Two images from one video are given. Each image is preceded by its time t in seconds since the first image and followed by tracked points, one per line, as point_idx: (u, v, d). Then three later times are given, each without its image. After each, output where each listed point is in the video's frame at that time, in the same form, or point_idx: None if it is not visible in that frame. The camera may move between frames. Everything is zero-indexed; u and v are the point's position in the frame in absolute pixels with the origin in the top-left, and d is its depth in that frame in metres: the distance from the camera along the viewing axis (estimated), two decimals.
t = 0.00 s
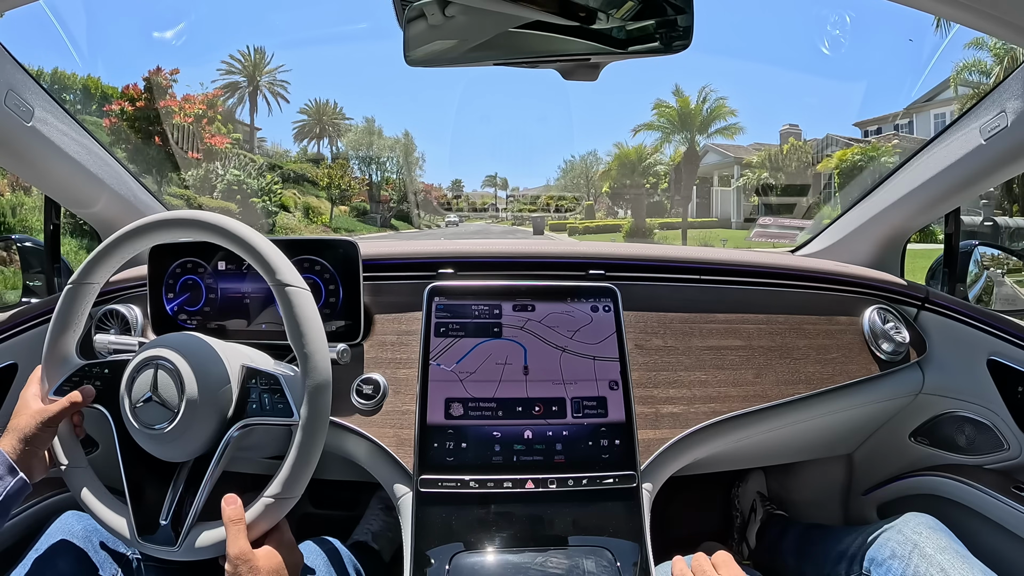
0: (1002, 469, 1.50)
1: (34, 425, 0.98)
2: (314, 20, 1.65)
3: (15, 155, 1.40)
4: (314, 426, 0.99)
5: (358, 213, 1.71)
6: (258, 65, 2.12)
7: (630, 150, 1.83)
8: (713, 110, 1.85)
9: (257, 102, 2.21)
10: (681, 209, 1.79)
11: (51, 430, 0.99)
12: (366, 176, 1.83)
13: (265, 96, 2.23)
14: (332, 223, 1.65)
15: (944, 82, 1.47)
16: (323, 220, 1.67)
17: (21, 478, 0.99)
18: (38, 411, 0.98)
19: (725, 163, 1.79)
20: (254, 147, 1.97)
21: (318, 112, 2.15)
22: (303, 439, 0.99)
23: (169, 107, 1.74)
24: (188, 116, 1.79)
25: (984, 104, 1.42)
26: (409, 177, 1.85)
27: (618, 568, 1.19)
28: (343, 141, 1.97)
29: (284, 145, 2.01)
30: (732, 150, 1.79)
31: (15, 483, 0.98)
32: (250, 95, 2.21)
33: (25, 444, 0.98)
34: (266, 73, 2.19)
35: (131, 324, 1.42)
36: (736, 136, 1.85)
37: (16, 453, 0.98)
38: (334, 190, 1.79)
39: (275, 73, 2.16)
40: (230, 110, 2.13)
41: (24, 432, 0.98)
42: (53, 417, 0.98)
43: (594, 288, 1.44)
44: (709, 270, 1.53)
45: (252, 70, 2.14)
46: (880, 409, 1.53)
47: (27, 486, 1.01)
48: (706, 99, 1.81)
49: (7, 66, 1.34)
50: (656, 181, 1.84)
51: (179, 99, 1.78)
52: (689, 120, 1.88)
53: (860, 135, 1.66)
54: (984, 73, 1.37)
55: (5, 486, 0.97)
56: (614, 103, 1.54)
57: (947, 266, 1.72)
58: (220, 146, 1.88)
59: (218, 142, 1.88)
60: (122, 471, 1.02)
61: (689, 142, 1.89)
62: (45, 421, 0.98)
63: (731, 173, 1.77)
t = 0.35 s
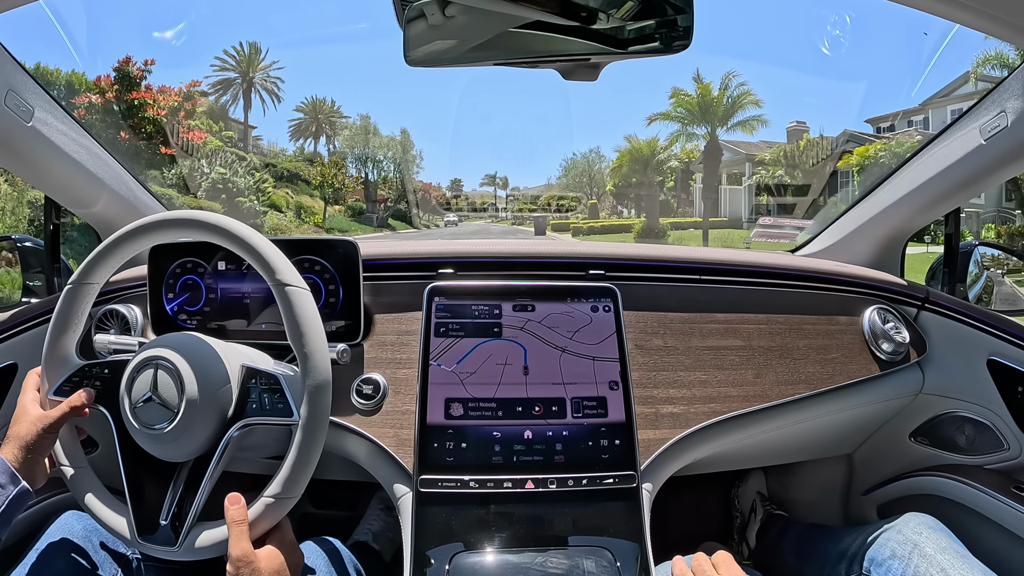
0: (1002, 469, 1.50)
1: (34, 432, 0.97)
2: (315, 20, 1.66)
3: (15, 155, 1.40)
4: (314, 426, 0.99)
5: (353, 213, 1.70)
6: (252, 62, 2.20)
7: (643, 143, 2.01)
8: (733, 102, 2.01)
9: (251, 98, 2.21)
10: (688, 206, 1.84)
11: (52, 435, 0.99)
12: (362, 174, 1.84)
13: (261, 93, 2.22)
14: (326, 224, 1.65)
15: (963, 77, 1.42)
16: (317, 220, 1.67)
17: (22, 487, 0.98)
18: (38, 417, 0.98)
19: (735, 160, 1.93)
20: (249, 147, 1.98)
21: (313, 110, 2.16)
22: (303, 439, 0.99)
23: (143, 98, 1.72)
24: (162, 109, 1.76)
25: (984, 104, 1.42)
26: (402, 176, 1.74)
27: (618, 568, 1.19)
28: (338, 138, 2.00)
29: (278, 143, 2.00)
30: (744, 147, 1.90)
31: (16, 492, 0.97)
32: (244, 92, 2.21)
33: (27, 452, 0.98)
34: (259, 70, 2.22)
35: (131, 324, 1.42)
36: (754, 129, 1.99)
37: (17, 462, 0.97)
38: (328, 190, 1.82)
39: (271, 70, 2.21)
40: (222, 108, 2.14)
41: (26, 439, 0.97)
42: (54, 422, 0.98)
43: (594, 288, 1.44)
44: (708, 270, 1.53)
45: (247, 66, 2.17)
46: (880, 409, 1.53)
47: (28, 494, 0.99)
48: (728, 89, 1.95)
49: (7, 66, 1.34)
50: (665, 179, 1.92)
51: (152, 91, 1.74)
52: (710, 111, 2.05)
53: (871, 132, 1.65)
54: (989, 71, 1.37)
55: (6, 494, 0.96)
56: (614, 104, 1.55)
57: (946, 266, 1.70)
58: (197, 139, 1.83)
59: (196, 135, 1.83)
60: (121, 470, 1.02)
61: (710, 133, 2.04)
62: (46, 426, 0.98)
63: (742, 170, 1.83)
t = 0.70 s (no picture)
0: (1002, 469, 1.50)
1: (22, 439, 0.97)
2: (315, 20, 1.66)
3: (15, 154, 1.40)
4: (315, 425, 0.99)
5: (349, 213, 1.70)
6: (247, 56, 2.11)
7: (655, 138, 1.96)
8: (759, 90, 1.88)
9: (245, 96, 2.07)
10: (697, 205, 1.81)
11: (39, 440, 0.98)
12: (357, 172, 1.82)
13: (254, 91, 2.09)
14: (319, 224, 1.63)
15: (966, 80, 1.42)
16: (310, 220, 1.63)
17: (16, 495, 0.98)
18: (23, 425, 0.97)
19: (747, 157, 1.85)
20: (241, 143, 1.89)
21: (312, 108, 2.06)
22: (303, 439, 0.99)
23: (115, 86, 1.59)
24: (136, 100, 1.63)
25: (984, 104, 1.42)
26: (400, 176, 1.75)
27: (618, 568, 1.19)
28: (333, 134, 1.91)
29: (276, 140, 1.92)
30: (756, 143, 1.82)
31: (10, 500, 0.97)
32: (238, 87, 2.09)
33: (17, 460, 0.97)
34: (254, 65, 2.13)
35: (131, 324, 1.42)
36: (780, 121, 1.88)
37: (9, 471, 0.97)
38: (320, 189, 1.82)
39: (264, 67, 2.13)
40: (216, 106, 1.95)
41: (13, 447, 0.97)
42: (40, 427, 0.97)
43: (594, 288, 1.43)
44: (708, 271, 1.53)
45: (241, 61, 2.08)
46: (880, 409, 1.53)
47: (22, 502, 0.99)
48: (755, 73, 1.83)
49: (7, 66, 1.34)
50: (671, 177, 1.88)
51: (127, 80, 1.63)
52: (736, 99, 1.90)
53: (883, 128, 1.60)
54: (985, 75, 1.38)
55: None
56: (615, 104, 1.55)
57: (946, 266, 1.70)
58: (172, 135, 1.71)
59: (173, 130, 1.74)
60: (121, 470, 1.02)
61: (734, 123, 1.91)
62: (32, 432, 0.97)
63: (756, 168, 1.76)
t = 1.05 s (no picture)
0: (1002, 469, 1.50)
1: (18, 443, 0.97)
2: (316, 19, 1.66)
3: (15, 155, 1.40)
4: (315, 425, 0.99)
5: (346, 211, 1.67)
6: (239, 53, 1.96)
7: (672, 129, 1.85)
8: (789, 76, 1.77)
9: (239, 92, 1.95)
10: (705, 206, 1.74)
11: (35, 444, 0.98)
12: (353, 170, 1.75)
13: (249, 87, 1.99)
14: (311, 223, 1.59)
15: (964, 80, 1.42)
16: (302, 220, 1.60)
17: (15, 499, 0.98)
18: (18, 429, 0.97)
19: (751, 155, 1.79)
20: (235, 142, 1.77)
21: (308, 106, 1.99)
22: (303, 438, 0.99)
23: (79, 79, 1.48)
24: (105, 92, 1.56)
25: (983, 104, 1.42)
26: (400, 176, 1.70)
27: (618, 568, 1.19)
28: (330, 133, 1.84)
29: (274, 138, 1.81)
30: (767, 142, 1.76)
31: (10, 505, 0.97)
32: (232, 85, 1.96)
33: (14, 465, 0.97)
34: (247, 61, 2.00)
35: (131, 324, 1.42)
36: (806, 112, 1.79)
37: (8, 476, 0.97)
38: (315, 188, 1.73)
39: (259, 63, 2.02)
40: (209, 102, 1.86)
41: (10, 453, 0.96)
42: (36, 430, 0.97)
43: (594, 288, 1.44)
44: (708, 271, 1.53)
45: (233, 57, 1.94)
46: (880, 409, 1.53)
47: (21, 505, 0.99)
48: (786, 57, 1.73)
49: (7, 66, 1.35)
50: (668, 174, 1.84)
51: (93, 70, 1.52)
52: (764, 86, 1.81)
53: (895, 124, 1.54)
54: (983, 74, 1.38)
55: None
56: (615, 104, 1.55)
57: (947, 266, 1.70)
58: (147, 132, 1.62)
59: (144, 123, 1.62)
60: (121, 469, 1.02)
61: (762, 113, 1.82)
62: (28, 436, 0.96)
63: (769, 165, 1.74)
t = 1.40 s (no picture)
0: (1002, 469, 1.50)
1: (21, 441, 0.97)
2: (315, 19, 1.66)
3: (14, 155, 1.40)
4: (314, 425, 0.99)
5: (341, 211, 1.68)
6: (235, 51, 1.97)
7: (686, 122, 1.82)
8: (827, 58, 1.64)
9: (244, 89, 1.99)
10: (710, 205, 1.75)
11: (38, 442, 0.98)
12: (347, 169, 1.80)
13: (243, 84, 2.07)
14: (303, 224, 1.63)
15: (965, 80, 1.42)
16: (294, 221, 1.64)
17: (16, 496, 0.97)
18: (21, 427, 0.97)
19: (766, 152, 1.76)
20: (230, 140, 1.81)
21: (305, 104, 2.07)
22: (303, 438, 0.98)
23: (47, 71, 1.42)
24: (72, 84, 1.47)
25: (983, 104, 1.42)
26: (399, 174, 1.71)
27: (618, 568, 1.19)
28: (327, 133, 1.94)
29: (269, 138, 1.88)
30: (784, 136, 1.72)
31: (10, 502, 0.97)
32: (226, 84, 2.03)
33: (16, 463, 0.97)
34: (241, 60, 2.03)
35: (131, 324, 1.42)
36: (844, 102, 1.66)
37: (10, 474, 0.97)
38: (305, 183, 1.78)
39: (254, 60, 2.03)
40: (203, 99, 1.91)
41: (13, 450, 0.97)
42: (37, 428, 0.97)
43: (594, 288, 1.44)
44: (708, 271, 1.53)
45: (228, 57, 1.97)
46: (880, 409, 1.53)
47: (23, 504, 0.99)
48: (823, 40, 1.61)
49: (7, 66, 1.35)
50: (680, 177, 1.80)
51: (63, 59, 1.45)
52: (796, 72, 1.71)
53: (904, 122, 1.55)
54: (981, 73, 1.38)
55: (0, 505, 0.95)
56: (615, 103, 1.55)
57: (946, 266, 1.71)
58: (118, 127, 1.57)
59: (116, 119, 1.56)
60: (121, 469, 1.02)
61: (792, 105, 1.73)
62: (30, 434, 0.97)
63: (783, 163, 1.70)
